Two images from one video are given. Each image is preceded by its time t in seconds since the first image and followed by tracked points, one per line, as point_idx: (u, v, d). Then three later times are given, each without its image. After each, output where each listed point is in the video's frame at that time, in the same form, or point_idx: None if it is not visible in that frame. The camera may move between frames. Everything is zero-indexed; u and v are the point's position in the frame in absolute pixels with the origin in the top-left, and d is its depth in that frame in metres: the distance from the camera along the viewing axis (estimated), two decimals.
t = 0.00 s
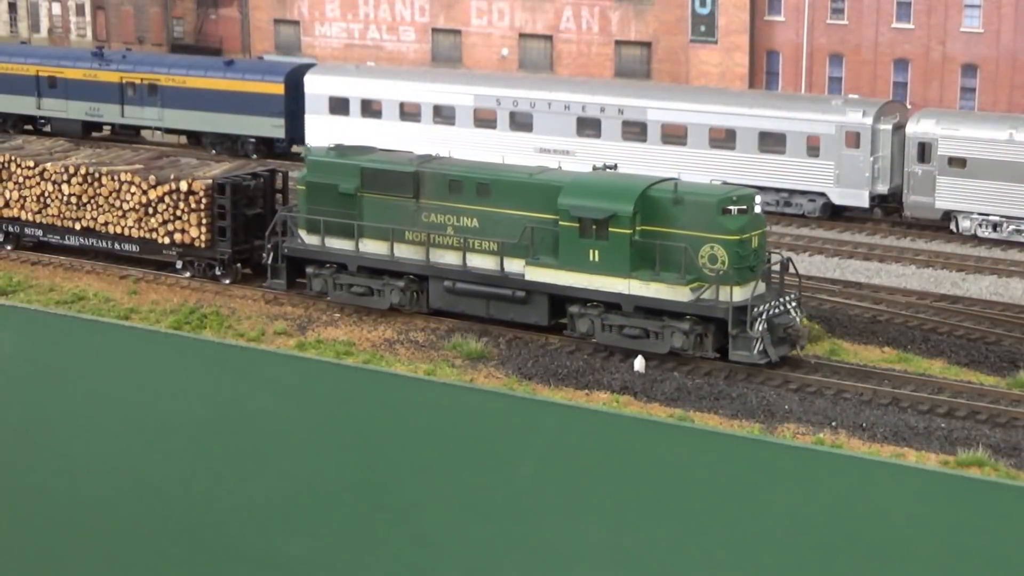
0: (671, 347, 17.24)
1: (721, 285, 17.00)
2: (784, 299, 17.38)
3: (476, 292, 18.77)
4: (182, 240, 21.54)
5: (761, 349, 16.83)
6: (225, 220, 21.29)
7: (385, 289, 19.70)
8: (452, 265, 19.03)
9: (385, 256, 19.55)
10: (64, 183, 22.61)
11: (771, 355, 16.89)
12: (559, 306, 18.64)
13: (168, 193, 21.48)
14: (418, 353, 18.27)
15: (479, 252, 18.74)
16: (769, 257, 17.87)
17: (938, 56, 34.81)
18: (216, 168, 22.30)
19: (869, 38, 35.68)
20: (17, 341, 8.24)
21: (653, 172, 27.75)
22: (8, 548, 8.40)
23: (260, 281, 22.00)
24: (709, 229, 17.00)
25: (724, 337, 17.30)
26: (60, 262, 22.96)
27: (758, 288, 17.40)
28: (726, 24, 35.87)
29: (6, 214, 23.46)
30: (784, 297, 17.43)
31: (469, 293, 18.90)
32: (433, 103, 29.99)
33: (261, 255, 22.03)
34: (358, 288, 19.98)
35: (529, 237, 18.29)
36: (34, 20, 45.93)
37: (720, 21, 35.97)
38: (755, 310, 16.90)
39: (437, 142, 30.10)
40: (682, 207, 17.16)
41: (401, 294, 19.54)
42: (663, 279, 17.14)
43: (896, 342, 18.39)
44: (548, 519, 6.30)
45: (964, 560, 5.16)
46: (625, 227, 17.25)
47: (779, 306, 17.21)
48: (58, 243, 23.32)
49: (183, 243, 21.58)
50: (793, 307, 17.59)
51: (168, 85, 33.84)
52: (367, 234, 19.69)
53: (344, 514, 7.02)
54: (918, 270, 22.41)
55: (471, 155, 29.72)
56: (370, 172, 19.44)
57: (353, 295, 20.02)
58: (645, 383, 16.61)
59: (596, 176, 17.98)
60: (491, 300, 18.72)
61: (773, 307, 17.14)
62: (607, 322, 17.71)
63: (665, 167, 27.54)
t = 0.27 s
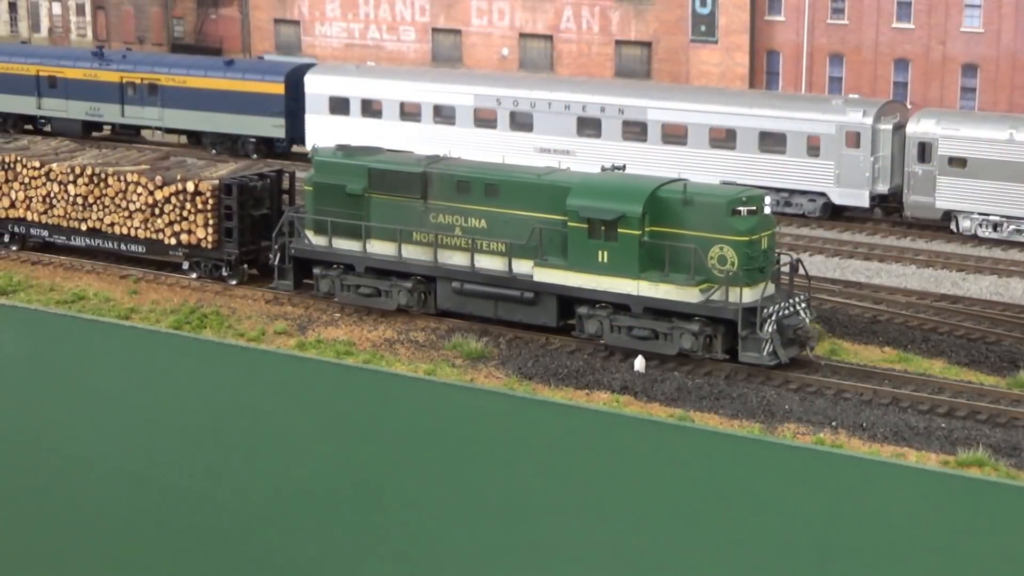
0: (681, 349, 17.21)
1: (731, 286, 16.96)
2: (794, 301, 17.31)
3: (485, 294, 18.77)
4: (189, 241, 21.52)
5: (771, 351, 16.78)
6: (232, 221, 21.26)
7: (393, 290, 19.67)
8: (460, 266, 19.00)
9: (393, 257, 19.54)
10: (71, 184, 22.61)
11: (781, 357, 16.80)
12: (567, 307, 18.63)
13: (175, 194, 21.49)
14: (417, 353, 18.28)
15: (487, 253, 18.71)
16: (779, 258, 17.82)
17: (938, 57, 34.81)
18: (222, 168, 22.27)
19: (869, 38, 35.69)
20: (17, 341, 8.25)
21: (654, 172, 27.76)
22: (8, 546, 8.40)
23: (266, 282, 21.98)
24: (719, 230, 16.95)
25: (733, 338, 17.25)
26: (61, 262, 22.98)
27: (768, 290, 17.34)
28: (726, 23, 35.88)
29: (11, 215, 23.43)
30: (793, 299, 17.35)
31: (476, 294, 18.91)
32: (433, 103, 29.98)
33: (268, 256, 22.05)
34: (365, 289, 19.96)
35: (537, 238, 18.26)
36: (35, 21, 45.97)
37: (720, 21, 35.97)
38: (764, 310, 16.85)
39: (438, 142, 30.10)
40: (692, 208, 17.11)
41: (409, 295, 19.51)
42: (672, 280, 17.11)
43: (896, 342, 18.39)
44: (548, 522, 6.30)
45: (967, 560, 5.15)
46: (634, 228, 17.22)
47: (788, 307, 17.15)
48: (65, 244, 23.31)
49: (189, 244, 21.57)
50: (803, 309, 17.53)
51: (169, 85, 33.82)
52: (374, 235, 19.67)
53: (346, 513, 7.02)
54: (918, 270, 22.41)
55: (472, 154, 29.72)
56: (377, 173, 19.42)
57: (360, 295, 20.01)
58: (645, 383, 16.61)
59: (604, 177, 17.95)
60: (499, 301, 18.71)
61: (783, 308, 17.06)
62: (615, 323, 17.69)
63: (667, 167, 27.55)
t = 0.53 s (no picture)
0: (690, 350, 17.16)
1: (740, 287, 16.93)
2: (803, 302, 17.30)
3: (493, 294, 18.74)
4: (195, 241, 21.50)
5: (781, 352, 16.73)
6: (238, 221, 21.27)
7: (401, 291, 19.64)
8: (468, 267, 18.98)
9: (400, 257, 19.54)
10: (77, 184, 22.58)
11: (790, 358, 16.76)
12: (576, 308, 18.60)
13: (182, 195, 21.48)
14: (418, 353, 18.29)
15: (495, 254, 18.70)
16: (788, 258, 17.80)
17: (939, 56, 34.80)
18: (229, 168, 22.35)
19: (870, 38, 35.69)
20: (16, 339, 8.24)
21: (654, 172, 27.77)
22: (12, 544, 8.44)
23: (273, 282, 21.97)
24: (729, 231, 16.91)
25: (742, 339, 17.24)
26: (62, 261, 22.98)
27: (778, 291, 17.32)
28: (726, 23, 35.88)
29: (17, 215, 23.41)
30: (803, 299, 17.34)
31: (485, 294, 18.88)
32: (433, 103, 29.99)
33: (275, 256, 22.02)
34: (373, 290, 19.94)
35: (546, 239, 18.25)
36: (35, 20, 45.89)
37: (721, 21, 35.97)
38: (774, 312, 16.83)
39: (438, 142, 30.11)
40: (701, 209, 17.07)
41: (417, 296, 19.48)
42: (682, 281, 17.09)
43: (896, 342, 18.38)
44: (550, 521, 6.31)
45: (970, 562, 5.14)
46: (642, 229, 17.20)
47: (798, 308, 17.14)
48: (71, 244, 23.28)
49: (196, 245, 21.55)
50: (812, 309, 17.51)
51: (170, 85, 33.82)
52: (382, 236, 19.66)
53: (346, 514, 7.03)
54: (919, 270, 22.40)
55: (472, 154, 29.71)
56: (385, 173, 19.42)
57: (367, 296, 19.99)
58: (645, 383, 16.60)
59: (613, 177, 17.91)
60: (507, 302, 18.70)
61: (792, 309, 17.05)
62: (625, 324, 17.65)
63: (667, 167, 27.57)
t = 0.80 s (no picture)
0: (701, 352, 17.11)
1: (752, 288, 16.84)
2: (815, 303, 17.24)
3: (503, 296, 18.70)
4: (204, 242, 21.51)
5: (792, 354, 16.68)
6: (247, 222, 21.29)
7: (410, 292, 19.59)
8: (477, 268, 18.94)
9: (409, 259, 19.50)
10: (84, 185, 22.55)
11: (802, 360, 16.69)
12: (587, 310, 18.55)
13: (190, 196, 21.46)
14: (419, 353, 18.32)
15: (505, 255, 18.65)
16: (800, 261, 17.74)
17: (941, 56, 34.79)
18: (238, 169, 22.36)
19: (872, 38, 35.67)
20: (17, 340, 8.24)
21: (655, 172, 27.78)
22: (20, 542, 8.51)
23: (281, 283, 21.98)
24: (740, 232, 16.85)
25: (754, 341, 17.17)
26: (63, 261, 23.01)
27: (790, 293, 17.26)
28: (728, 23, 35.84)
29: (25, 216, 23.39)
30: (814, 301, 17.30)
31: (495, 295, 18.83)
32: (434, 103, 30.01)
33: (283, 257, 22.05)
34: (382, 292, 19.89)
35: (555, 241, 18.20)
36: (37, 20, 45.89)
37: (722, 21, 35.94)
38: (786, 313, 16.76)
39: (439, 142, 30.13)
40: (712, 210, 17.02)
41: (426, 298, 19.43)
42: (692, 282, 17.01)
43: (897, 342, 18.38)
44: (551, 522, 6.33)
45: (975, 563, 5.13)
46: (653, 230, 17.13)
47: (809, 310, 17.09)
48: (79, 246, 23.25)
49: (204, 246, 21.56)
50: (824, 311, 17.46)
51: (172, 85, 33.82)
52: (391, 237, 19.62)
53: (351, 514, 7.07)
54: (920, 270, 22.40)
55: (473, 154, 29.72)
56: (394, 174, 19.39)
57: (376, 297, 19.94)
58: (646, 383, 16.61)
59: (623, 179, 17.87)
60: (517, 303, 18.67)
61: (804, 311, 17.00)
62: (635, 326, 17.60)
63: (667, 167, 27.62)
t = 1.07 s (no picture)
0: (710, 353, 17.05)
1: (761, 289, 16.79)
2: (824, 305, 17.12)
3: (512, 297, 18.62)
4: (210, 243, 21.46)
5: (801, 355, 16.59)
6: (253, 223, 21.24)
7: (417, 293, 19.52)
8: (485, 269, 18.87)
9: (416, 259, 19.43)
10: (90, 186, 22.48)
11: (811, 361, 16.60)
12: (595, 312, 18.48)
13: (196, 196, 21.39)
14: (419, 353, 18.33)
15: (514, 256, 18.57)
16: (808, 261, 17.68)
17: (940, 56, 34.79)
18: (244, 170, 22.32)
19: (871, 38, 35.68)
20: (17, 340, 8.25)
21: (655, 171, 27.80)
22: (25, 541, 8.55)
23: (287, 284, 21.95)
24: (750, 233, 16.78)
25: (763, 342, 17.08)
26: (63, 261, 23.04)
27: (799, 294, 17.15)
28: (728, 23, 35.85)
29: (30, 217, 23.36)
30: (823, 303, 17.18)
31: (503, 296, 18.72)
32: (434, 103, 30.00)
33: (289, 258, 22.00)
34: (389, 293, 19.81)
35: (564, 242, 18.10)
36: (36, 20, 45.88)
37: (722, 21, 35.95)
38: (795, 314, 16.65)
39: (438, 142, 30.12)
40: (721, 211, 16.95)
41: (433, 299, 19.37)
42: (702, 283, 16.96)
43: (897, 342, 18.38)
44: (549, 520, 6.35)
45: (973, 562, 5.13)
46: (662, 231, 17.06)
47: (818, 312, 16.97)
48: (84, 247, 23.19)
49: (210, 247, 21.52)
50: (833, 312, 17.33)
51: (171, 85, 33.82)
52: (398, 238, 19.56)
53: (351, 512, 7.09)
54: (920, 270, 22.40)
55: (473, 154, 29.73)
56: (400, 174, 19.28)
57: (383, 299, 19.87)
58: (646, 383, 16.61)
59: (632, 179, 17.78)
60: (525, 304, 18.60)
61: (813, 312, 16.90)
62: (644, 327, 17.54)
63: (667, 167, 27.63)
